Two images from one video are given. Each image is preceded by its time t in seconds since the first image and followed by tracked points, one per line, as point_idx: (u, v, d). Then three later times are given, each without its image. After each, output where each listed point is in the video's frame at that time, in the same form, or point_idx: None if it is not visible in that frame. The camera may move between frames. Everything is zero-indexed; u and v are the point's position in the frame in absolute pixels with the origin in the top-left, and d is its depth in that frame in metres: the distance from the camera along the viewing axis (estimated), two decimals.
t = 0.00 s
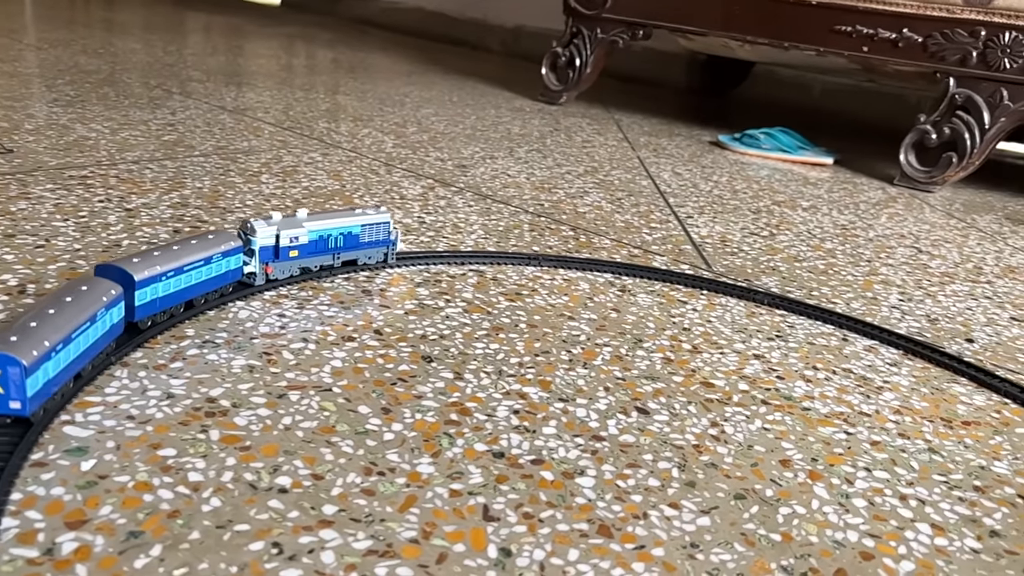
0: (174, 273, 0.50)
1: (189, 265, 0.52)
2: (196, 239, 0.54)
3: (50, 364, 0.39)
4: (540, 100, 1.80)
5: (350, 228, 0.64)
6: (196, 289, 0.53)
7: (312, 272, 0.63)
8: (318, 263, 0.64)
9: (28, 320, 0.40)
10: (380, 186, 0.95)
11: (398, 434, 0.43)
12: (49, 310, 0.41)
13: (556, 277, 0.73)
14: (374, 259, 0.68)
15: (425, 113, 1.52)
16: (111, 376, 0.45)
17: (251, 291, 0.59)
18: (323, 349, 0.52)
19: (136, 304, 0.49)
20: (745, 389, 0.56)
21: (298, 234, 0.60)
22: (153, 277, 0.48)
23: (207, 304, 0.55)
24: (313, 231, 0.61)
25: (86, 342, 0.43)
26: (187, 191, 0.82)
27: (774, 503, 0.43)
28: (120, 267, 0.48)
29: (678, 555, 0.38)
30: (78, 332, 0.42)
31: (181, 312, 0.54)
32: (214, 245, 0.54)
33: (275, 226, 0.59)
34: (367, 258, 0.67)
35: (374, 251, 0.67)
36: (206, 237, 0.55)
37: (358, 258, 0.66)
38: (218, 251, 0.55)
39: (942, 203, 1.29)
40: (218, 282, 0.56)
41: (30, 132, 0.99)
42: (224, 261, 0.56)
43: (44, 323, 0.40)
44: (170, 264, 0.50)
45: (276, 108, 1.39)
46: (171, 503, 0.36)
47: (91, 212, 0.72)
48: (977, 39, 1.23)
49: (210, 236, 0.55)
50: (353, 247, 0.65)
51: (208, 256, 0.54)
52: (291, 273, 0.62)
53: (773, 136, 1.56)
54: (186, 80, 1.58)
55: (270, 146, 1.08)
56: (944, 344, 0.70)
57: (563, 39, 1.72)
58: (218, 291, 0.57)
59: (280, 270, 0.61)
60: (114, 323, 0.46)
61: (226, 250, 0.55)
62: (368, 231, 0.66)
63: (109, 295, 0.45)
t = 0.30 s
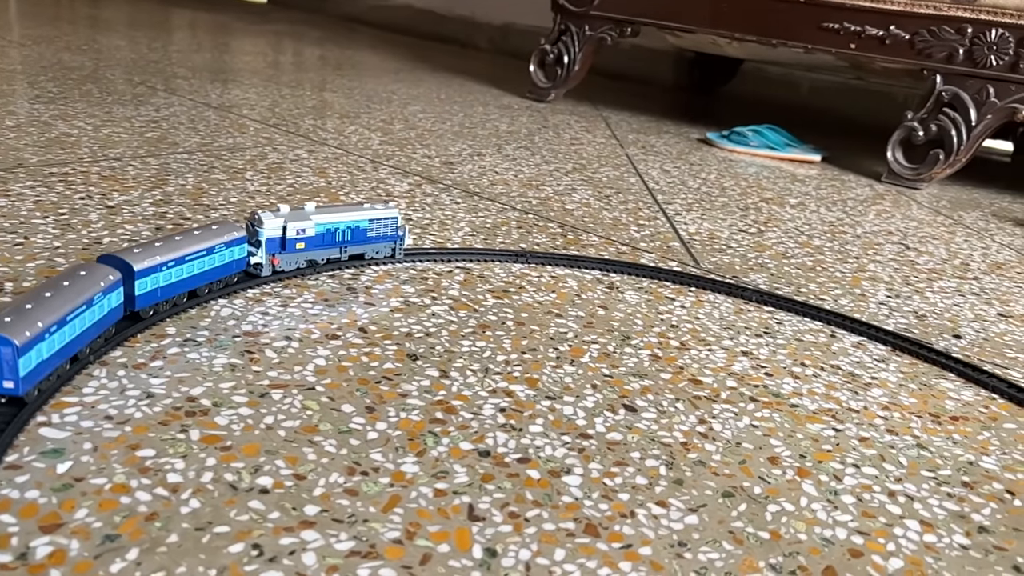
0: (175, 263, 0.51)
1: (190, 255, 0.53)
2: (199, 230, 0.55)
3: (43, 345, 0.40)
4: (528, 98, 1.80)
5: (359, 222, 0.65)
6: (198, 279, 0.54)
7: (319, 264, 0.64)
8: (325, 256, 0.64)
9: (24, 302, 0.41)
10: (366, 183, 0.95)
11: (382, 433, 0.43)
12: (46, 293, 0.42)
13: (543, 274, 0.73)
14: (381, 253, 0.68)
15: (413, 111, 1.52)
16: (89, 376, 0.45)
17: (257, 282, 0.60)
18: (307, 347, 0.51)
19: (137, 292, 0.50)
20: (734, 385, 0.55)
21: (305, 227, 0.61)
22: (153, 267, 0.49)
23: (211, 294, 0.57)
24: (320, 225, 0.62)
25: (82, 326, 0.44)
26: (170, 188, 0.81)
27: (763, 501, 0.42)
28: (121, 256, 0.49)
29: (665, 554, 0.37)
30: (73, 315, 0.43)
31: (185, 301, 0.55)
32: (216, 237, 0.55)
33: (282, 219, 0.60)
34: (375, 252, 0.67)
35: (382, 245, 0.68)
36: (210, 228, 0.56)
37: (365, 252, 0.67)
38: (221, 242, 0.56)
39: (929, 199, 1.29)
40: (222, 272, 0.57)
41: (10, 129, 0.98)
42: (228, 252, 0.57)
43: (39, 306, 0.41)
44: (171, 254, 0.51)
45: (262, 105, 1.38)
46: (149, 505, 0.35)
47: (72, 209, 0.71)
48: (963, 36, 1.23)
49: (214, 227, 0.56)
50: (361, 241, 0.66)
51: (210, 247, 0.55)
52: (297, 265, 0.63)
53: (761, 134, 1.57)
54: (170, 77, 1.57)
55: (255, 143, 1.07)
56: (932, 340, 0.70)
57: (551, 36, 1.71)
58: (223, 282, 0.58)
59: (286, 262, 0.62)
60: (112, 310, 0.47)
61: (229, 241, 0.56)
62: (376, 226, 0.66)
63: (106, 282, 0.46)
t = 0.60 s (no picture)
0: (178, 254, 0.52)
1: (195, 246, 0.54)
2: (205, 222, 0.56)
3: (40, 329, 0.41)
4: (516, 95, 1.79)
5: (367, 218, 0.66)
6: (203, 270, 0.55)
7: (326, 259, 0.65)
8: (333, 250, 0.65)
9: (23, 287, 0.42)
10: (353, 180, 0.94)
11: (367, 433, 0.42)
12: (47, 279, 0.43)
13: (532, 271, 0.72)
14: (390, 249, 0.69)
15: (400, 108, 1.51)
16: (68, 377, 0.44)
17: (264, 274, 0.61)
18: (291, 346, 0.51)
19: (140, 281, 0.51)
20: (723, 382, 0.55)
21: (313, 221, 0.62)
22: (156, 257, 0.50)
23: (216, 285, 0.57)
24: (328, 220, 0.63)
25: (82, 312, 0.45)
26: (153, 185, 0.81)
27: (752, 498, 0.42)
28: (125, 245, 0.50)
29: (654, 553, 0.37)
30: (72, 300, 0.44)
31: (189, 292, 0.55)
32: (222, 229, 0.56)
33: (290, 213, 0.61)
34: (383, 248, 0.68)
35: (390, 242, 0.68)
36: (218, 221, 0.57)
37: (373, 248, 0.67)
38: (227, 235, 0.56)
39: (917, 196, 1.30)
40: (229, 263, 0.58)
41: None
42: (234, 244, 0.58)
43: (38, 291, 0.42)
44: (176, 245, 0.52)
45: (248, 102, 1.37)
46: (128, 508, 0.34)
47: (52, 208, 0.70)
48: (950, 32, 1.23)
49: (222, 219, 0.57)
50: (370, 237, 0.66)
51: (216, 239, 0.55)
52: (305, 260, 0.63)
53: (749, 131, 1.56)
54: (155, 75, 1.55)
55: (241, 140, 1.06)
56: (921, 335, 0.70)
57: (539, 34, 1.71)
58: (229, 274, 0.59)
59: (294, 255, 0.62)
60: (113, 297, 0.48)
61: (235, 233, 0.57)
62: (384, 222, 0.67)
63: (109, 269, 0.47)
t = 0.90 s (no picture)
0: (184, 244, 0.53)
1: (201, 237, 0.55)
2: (212, 214, 0.57)
3: (40, 313, 0.42)
4: (505, 93, 1.79)
5: (376, 214, 0.66)
6: (208, 261, 0.56)
7: (335, 253, 0.66)
8: (342, 245, 0.66)
9: (27, 272, 0.43)
10: (339, 177, 0.93)
11: (352, 432, 0.42)
12: (51, 265, 0.44)
13: (520, 268, 0.72)
14: (399, 246, 0.69)
15: (388, 105, 1.50)
16: (46, 376, 0.43)
17: (272, 267, 0.62)
18: (275, 344, 0.50)
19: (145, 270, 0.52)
20: (712, 378, 0.55)
21: (321, 215, 0.63)
22: (162, 247, 0.51)
23: (223, 276, 0.59)
24: (336, 214, 0.64)
25: (83, 298, 0.46)
26: (137, 183, 0.80)
27: (741, 495, 0.42)
28: (131, 235, 0.51)
29: (643, 551, 0.36)
30: (73, 287, 0.45)
31: (195, 282, 0.57)
32: (228, 221, 0.57)
33: (298, 207, 0.62)
34: (392, 244, 0.69)
35: (400, 238, 0.69)
36: (225, 213, 0.58)
37: (383, 244, 0.68)
38: (233, 227, 0.58)
39: (905, 192, 1.30)
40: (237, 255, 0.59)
41: None
42: (241, 236, 0.59)
43: (40, 276, 0.43)
44: (182, 236, 0.53)
45: (235, 100, 1.36)
46: (106, 509, 0.34)
47: (34, 205, 0.69)
48: (938, 29, 1.23)
49: (229, 211, 0.58)
50: (379, 233, 0.67)
51: (222, 231, 0.57)
52: (314, 253, 0.64)
53: (738, 128, 1.57)
54: (140, 72, 1.54)
55: (227, 138, 1.05)
56: (910, 331, 0.70)
57: (528, 31, 1.71)
58: (238, 265, 0.60)
59: (302, 249, 0.63)
60: (117, 285, 0.49)
61: (242, 226, 0.58)
62: (393, 218, 0.68)
63: (114, 258, 0.48)
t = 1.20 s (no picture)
0: (192, 236, 0.54)
1: (209, 230, 0.56)
2: (222, 207, 0.58)
3: (39, 297, 0.43)
4: (494, 93, 1.78)
5: (385, 211, 0.67)
6: (216, 253, 0.57)
7: (344, 249, 0.66)
8: (351, 241, 0.66)
9: (30, 256, 0.44)
10: (326, 176, 0.92)
11: (335, 432, 0.41)
12: (54, 251, 0.46)
13: (507, 267, 0.71)
14: (408, 243, 0.70)
15: (377, 105, 1.49)
16: (23, 375, 0.42)
17: (280, 260, 0.63)
18: (258, 343, 0.49)
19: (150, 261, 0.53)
20: (700, 377, 0.54)
21: (330, 211, 0.63)
22: (167, 238, 0.52)
23: (231, 269, 0.59)
24: (345, 211, 0.64)
25: (86, 285, 0.47)
26: (121, 181, 0.79)
27: (729, 494, 0.41)
28: (137, 225, 0.52)
29: (630, 551, 0.36)
30: (75, 273, 0.46)
31: (202, 273, 0.58)
32: (236, 214, 0.58)
33: (307, 202, 0.63)
34: (401, 242, 0.69)
35: (409, 236, 0.69)
36: (234, 206, 0.59)
37: (392, 241, 0.69)
38: (241, 220, 0.58)
39: (893, 192, 1.30)
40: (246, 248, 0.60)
41: None
42: (249, 229, 0.59)
43: (42, 262, 0.44)
44: (189, 228, 0.54)
45: (221, 99, 1.35)
46: (82, 510, 0.33)
47: (14, 203, 0.68)
48: (926, 30, 1.24)
49: (239, 205, 0.59)
50: (388, 230, 0.68)
51: (231, 224, 0.57)
52: (322, 248, 0.65)
53: (727, 129, 1.57)
54: (126, 71, 1.52)
55: (212, 136, 1.04)
56: (898, 330, 0.70)
57: (517, 31, 1.70)
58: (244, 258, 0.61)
59: (311, 244, 0.64)
60: (121, 274, 0.50)
61: (250, 219, 0.59)
62: (403, 216, 0.68)
63: (118, 246, 0.50)
